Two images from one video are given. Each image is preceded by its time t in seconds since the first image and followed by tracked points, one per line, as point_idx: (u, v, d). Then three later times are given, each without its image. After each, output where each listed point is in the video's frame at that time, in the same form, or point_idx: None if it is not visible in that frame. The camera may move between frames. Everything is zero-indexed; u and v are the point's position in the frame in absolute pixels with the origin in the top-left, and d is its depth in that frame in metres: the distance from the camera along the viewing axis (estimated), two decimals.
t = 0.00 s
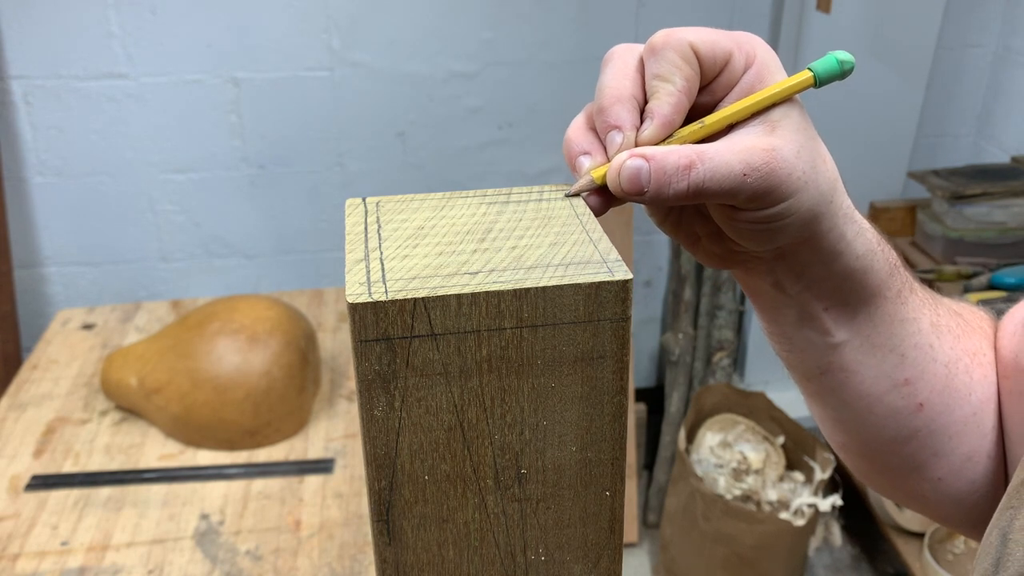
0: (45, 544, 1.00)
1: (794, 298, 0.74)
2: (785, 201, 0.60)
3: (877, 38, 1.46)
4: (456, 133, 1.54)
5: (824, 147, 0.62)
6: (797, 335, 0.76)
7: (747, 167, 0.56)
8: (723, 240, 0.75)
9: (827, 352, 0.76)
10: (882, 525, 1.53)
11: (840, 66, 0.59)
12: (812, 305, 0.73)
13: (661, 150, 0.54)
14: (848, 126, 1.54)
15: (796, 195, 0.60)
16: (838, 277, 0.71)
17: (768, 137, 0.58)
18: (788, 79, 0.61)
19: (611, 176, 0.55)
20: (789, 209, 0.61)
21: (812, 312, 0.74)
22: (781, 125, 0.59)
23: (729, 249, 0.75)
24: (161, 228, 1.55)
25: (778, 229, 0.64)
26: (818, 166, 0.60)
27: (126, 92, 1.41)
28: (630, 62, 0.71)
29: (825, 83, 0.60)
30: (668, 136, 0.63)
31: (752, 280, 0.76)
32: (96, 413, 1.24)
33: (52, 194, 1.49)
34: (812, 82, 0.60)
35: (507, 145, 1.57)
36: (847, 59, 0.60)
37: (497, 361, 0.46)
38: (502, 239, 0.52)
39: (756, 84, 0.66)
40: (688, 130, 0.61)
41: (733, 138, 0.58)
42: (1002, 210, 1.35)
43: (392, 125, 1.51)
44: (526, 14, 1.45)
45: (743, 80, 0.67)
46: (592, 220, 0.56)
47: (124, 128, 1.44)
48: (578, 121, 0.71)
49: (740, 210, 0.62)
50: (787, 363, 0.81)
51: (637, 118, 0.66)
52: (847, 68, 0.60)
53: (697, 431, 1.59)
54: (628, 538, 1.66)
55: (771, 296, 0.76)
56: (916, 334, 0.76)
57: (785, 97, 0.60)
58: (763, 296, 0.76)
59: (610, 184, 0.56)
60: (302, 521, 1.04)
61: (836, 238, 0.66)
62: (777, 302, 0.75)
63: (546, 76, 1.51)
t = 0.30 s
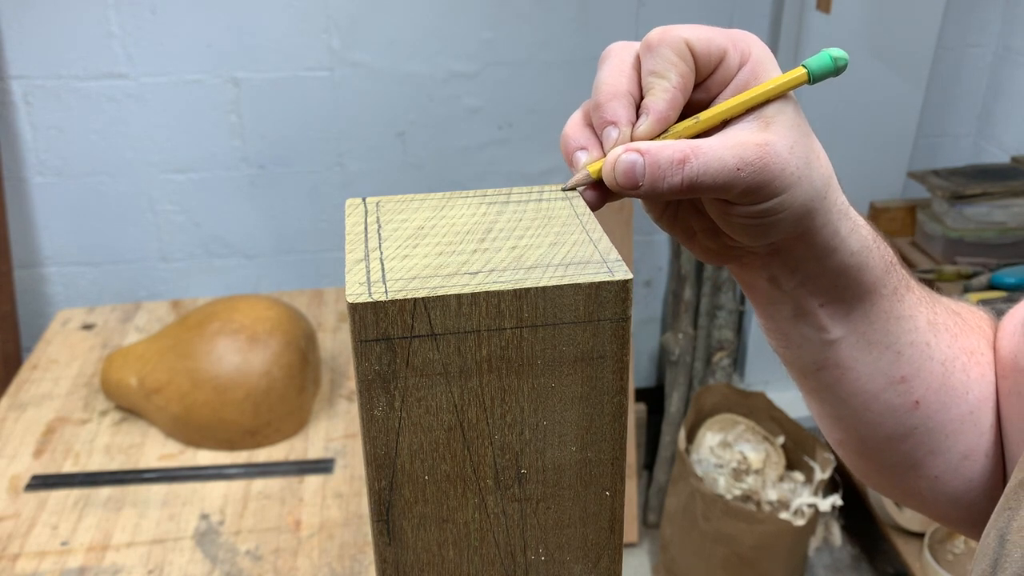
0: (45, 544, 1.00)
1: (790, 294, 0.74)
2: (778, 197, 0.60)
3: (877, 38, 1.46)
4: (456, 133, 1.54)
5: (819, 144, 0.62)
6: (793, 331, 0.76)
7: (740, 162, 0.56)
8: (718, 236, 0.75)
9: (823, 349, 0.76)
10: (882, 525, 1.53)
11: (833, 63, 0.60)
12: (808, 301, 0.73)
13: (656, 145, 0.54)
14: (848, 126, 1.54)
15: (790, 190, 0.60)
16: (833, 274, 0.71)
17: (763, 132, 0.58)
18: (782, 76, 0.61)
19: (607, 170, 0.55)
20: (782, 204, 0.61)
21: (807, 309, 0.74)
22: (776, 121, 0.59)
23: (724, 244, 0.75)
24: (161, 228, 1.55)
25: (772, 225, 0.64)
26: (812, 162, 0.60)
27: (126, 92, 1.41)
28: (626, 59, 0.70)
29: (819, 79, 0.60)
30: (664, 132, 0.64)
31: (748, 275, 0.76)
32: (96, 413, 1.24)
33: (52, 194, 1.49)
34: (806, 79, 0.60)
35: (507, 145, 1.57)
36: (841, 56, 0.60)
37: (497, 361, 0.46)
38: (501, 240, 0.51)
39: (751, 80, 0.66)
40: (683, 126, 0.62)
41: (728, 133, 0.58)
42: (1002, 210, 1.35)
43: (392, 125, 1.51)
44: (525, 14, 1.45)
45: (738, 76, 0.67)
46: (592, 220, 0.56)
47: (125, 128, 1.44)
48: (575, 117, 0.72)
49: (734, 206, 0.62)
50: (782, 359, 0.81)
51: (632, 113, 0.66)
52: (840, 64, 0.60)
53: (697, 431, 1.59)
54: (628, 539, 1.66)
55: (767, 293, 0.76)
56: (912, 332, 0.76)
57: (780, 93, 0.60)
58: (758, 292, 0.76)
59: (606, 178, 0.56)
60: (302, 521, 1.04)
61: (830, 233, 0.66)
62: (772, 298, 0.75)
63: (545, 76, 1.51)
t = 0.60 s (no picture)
0: (45, 544, 1.00)
1: (785, 293, 0.74)
2: (769, 195, 0.60)
3: (877, 38, 1.46)
4: (456, 133, 1.54)
5: (813, 143, 0.62)
6: (790, 331, 0.76)
7: (732, 160, 0.56)
8: (712, 235, 0.76)
9: (820, 348, 0.76)
10: (882, 525, 1.53)
11: (829, 61, 0.60)
12: (803, 300, 0.73)
13: (648, 142, 0.54)
14: (848, 126, 1.54)
15: (782, 189, 0.60)
16: (828, 274, 0.70)
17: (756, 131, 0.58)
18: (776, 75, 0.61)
19: (598, 167, 0.55)
20: (773, 204, 0.61)
21: (802, 309, 0.74)
22: (770, 120, 0.59)
23: (719, 243, 0.75)
24: (161, 228, 1.55)
25: (764, 223, 0.64)
26: (805, 161, 0.60)
27: (126, 92, 1.41)
28: (623, 57, 0.71)
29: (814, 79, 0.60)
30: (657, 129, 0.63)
31: (743, 274, 0.76)
32: (95, 413, 1.24)
33: (52, 194, 1.49)
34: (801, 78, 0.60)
35: (507, 145, 1.57)
36: (836, 54, 0.60)
37: (497, 361, 0.46)
38: (502, 240, 0.52)
39: (746, 78, 0.66)
40: (677, 123, 0.61)
41: (721, 131, 0.58)
42: (1002, 210, 1.35)
43: (392, 125, 1.51)
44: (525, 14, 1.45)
45: (733, 75, 0.67)
46: (592, 219, 0.56)
47: (125, 128, 1.44)
48: (571, 114, 0.72)
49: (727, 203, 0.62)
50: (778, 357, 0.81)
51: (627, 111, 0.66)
52: (836, 64, 0.60)
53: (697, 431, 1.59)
54: (628, 539, 1.66)
55: (762, 291, 0.76)
56: (908, 332, 0.76)
57: (774, 92, 0.61)
58: (754, 291, 0.76)
59: (598, 175, 0.56)
60: (302, 521, 1.04)
61: (823, 233, 0.66)
62: (769, 297, 0.75)
63: (545, 76, 1.51)
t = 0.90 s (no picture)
0: (45, 544, 1.00)
1: (791, 301, 0.74)
2: (779, 201, 0.60)
3: (877, 38, 1.46)
4: (456, 133, 1.54)
5: (821, 150, 0.62)
6: (793, 340, 0.76)
7: (742, 165, 0.56)
8: (718, 241, 0.76)
9: (825, 356, 0.76)
10: (882, 525, 1.53)
11: (837, 65, 0.59)
12: (808, 308, 0.73)
13: (657, 147, 0.54)
14: (848, 126, 1.54)
15: (791, 195, 0.60)
16: (834, 282, 0.71)
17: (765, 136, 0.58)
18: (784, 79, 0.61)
19: (607, 172, 0.55)
20: (783, 209, 0.61)
21: (808, 317, 0.74)
22: (778, 125, 0.59)
23: (724, 250, 0.75)
24: (161, 228, 1.55)
25: (772, 229, 0.64)
26: (814, 166, 0.60)
27: (126, 92, 1.41)
28: (629, 62, 0.71)
29: (823, 82, 0.60)
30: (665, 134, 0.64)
31: (748, 282, 0.76)
32: (96, 413, 1.24)
33: (52, 194, 1.49)
34: (809, 82, 0.59)
35: (507, 145, 1.57)
36: (845, 58, 0.60)
37: (497, 361, 0.46)
38: (501, 240, 0.51)
39: (754, 83, 0.66)
40: (684, 128, 0.62)
41: (729, 136, 0.58)
42: (1002, 210, 1.35)
43: (392, 125, 1.51)
44: (525, 14, 1.45)
45: (741, 80, 0.67)
46: (591, 219, 0.56)
47: (125, 128, 1.44)
48: (578, 118, 0.72)
49: (736, 209, 0.62)
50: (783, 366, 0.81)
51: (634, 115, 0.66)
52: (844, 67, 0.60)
53: (697, 431, 1.59)
54: (628, 538, 1.66)
55: (768, 299, 0.76)
56: (913, 340, 0.76)
57: (781, 96, 0.60)
58: (759, 299, 0.76)
59: (606, 180, 0.56)
60: (302, 521, 1.04)
61: (832, 241, 0.66)
62: (774, 305, 0.75)
63: (545, 76, 1.51)
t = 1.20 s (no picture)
0: (45, 544, 1.00)
1: (791, 302, 0.74)
2: (779, 201, 0.60)
3: (877, 37, 1.46)
4: (456, 133, 1.54)
5: (820, 149, 0.62)
6: (794, 341, 0.77)
7: (741, 164, 0.56)
8: (717, 242, 0.76)
9: (825, 358, 0.76)
10: (882, 525, 1.53)
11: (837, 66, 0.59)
12: (809, 310, 0.73)
13: (656, 146, 0.54)
14: (848, 126, 1.54)
15: (790, 195, 0.60)
16: (835, 283, 0.71)
17: (765, 135, 0.58)
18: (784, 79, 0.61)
19: (605, 171, 0.55)
20: (783, 209, 0.61)
21: (809, 318, 0.74)
22: (778, 125, 0.59)
23: (723, 250, 0.75)
24: (161, 228, 1.55)
25: (772, 230, 0.64)
26: (814, 167, 0.60)
27: (126, 92, 1.41)
28: (629, 63, 0.71)
29: (823, 83, 0.60)
30: (664, 134, 0.64)
31: (748, 282, 0.76)
32: (96, 413, 1.24)
33: (52, 194, 1.49)
34: (809, 82, 0.60)
35: (507, 145, 1.57)
36: (844, 59, 0.60)
37: (497, 361, 0.46)
38: (501, 240, 0.52)
39: (754, 84, 0.66)
40: (684, 128, 0.62)
41: (729, 136, 0.58)
42: (1002, 210, 1.35)
43: (392, 125, 1.51)
44: (525, 14, 1.45)
45: (741, 80, 0.67)
46: (592, 219, 0.56)
47: (125, 128, 1.44)
48: (578, 118, 0.72)
49: (736, 210, 0.62)
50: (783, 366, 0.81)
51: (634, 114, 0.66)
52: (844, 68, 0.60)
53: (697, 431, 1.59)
54: (628, 538, 1.66)
55: (768, 300, 0.76)
56: (914, 341, 0.76)
57: (781, 96, 0.60)
58: (760, 300, 0.77)
59: (604, 179, 0.56)
60: (302, 521, 1.04)
61: (831, 241, 0.66)
62: (774, 306, 0.76)
63: (545, 76, 1.51)
